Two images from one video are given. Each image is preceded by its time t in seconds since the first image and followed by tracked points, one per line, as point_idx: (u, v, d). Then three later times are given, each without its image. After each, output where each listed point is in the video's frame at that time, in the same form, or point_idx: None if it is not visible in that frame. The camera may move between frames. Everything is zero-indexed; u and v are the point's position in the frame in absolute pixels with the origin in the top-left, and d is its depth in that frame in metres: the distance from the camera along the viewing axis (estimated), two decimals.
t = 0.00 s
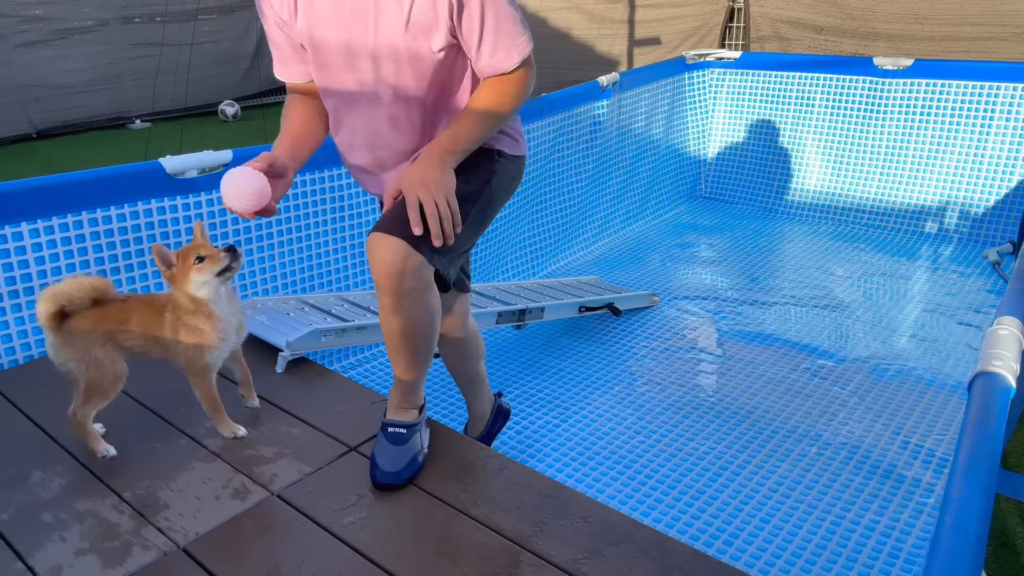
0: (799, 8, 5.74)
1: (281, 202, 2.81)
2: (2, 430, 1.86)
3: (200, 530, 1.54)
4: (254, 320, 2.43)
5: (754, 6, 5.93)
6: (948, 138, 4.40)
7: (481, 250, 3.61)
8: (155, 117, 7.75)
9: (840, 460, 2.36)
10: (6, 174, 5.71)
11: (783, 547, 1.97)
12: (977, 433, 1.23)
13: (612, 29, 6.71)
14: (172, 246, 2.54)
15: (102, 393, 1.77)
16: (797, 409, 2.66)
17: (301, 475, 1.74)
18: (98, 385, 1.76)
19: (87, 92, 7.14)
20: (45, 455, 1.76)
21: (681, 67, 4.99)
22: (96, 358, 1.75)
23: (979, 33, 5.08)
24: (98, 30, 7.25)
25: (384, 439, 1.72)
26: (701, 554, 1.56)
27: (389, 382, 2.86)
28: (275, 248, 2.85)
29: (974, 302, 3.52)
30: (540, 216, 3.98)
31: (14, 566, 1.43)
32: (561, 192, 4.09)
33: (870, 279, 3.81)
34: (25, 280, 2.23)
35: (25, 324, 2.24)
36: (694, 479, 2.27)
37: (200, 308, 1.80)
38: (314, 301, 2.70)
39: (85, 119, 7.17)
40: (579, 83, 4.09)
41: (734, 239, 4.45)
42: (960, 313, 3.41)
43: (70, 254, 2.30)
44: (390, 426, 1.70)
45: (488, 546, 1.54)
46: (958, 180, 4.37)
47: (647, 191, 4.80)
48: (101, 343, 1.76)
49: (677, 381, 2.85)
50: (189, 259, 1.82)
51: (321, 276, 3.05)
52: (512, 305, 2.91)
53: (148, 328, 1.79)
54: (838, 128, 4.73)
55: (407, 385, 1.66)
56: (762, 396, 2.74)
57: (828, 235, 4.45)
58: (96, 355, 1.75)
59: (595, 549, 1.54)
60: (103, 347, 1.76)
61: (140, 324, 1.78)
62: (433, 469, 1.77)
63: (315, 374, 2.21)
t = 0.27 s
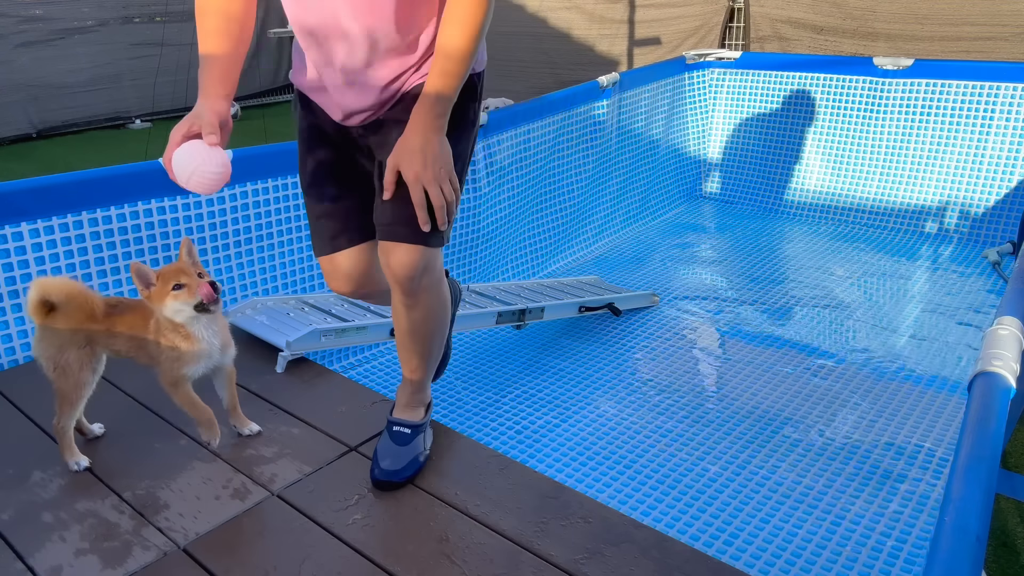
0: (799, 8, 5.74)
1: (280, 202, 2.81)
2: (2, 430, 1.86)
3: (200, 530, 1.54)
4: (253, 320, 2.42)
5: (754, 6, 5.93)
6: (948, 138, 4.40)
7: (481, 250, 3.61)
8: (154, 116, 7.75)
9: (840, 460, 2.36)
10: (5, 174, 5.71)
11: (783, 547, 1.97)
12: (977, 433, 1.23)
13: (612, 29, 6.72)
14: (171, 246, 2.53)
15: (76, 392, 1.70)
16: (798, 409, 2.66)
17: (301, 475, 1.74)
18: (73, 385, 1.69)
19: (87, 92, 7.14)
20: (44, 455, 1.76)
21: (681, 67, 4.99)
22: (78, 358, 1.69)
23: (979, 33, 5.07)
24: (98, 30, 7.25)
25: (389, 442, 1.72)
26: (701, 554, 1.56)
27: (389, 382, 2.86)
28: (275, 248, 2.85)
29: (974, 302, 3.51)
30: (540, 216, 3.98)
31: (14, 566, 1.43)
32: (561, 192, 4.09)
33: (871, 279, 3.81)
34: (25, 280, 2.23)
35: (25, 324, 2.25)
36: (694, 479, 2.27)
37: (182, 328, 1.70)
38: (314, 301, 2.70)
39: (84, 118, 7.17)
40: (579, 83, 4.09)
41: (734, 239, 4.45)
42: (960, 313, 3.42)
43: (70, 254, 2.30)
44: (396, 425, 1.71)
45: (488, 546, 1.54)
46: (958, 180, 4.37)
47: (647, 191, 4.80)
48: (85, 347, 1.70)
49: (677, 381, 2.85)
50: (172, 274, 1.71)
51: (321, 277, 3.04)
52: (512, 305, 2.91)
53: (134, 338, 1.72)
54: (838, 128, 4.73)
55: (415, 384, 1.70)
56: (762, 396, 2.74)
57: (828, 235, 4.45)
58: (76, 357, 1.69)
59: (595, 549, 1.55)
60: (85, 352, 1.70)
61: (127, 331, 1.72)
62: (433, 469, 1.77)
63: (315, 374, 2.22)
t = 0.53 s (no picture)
0: (799, 8, 5.74)
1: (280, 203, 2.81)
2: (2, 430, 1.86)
3: (200, 529, 1.54)
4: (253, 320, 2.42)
5: (754, 6, 5.93)
6: (948, 138, 4.40)
7: (481, 250, 3.61)
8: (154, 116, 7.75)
9: (840, 460, 2.36)
10: (5, 174, 5.71)
11: (783, 547, 1.97)
12: (977, 433, 1.23)
13: (612, 29, 6.73)
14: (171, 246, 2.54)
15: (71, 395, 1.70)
16: (798, 409, 2.65)
17: (301, 475, 1.74)
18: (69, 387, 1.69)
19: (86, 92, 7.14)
20: (44, 455, 1.76)
21: (681, 67, 4.99)
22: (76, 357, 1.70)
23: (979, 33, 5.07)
24: (98, 30, 7.25)
25: (389, 443, 1.70)
26: (701, 555, 1.56)
27: (389, 382, 2.86)
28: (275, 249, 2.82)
29: (974, 302, 3.51)
30: (540, 216, 3.98)
31: (13, 566, 1.43)
32: (561, 192, 4.09)
33: (871, 279, 3.81)
34: (25, 280, 2.23)
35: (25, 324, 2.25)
36: (693, 479, 2.27)
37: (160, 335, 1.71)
38: (314, 301, 2.70)
39: (84, 118, 7.17)
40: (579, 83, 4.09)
41: (734, 239, 4.45)
42: (960, 313, 3.41)
43: (70, 254, 2.30)
44: (397, 425, 1.69)
45: (488, 546, 1.54)
46: (958, 180, 4.37)
47: (648, 191, 4.80)
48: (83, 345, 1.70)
49: (678, 381, 2.85)
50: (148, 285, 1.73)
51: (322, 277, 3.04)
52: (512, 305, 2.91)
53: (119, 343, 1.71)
54: (838, 128, 4.73)
55: (415, 383, 1.69)
56: (762, 396, 2.74)
57: (828, 235, 4.45)
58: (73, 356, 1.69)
59: (595, 549, 1.55)
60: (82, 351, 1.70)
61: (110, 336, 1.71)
62: (433, 470, 1.77)
63: (315, 374, 2.22)
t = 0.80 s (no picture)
0: (799, 8, 5.75)
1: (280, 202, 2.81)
2: (3, 430, 1.86)
3: (200, 529, 1.54)
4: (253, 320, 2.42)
5: (754, 6, 5.93)
6: (948, 138, 4.40)
7: (481, 250, 3.62)
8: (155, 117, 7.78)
9: (839, 460, 2.36)
10: (6, 174, 5.73)
11: (783, 547, 1.97)
12: (977, 433, 1.23)
13: (612, 29, 6.75)
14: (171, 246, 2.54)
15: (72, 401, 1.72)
16: (798, 409, 2.66)
17: (301, 475, 1.74)
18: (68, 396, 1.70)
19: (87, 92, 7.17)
20: (44, 455, 1.76)
21: (681, 67, 4.99)
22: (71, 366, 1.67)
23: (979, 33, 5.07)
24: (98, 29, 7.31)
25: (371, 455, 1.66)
26: (701, 555, 1.56)
27: (389, 382, 2.86)
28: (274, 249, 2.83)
29: (975, 302, 3.52)
30: (540, 216, 3.98)
31: (14, 566, 1.43)
32: (561, 192, 4.09)
33: (871, 279, 3.81)
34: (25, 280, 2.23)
35: (25, 324, 2.25)
36: (693, 479, 2.27)
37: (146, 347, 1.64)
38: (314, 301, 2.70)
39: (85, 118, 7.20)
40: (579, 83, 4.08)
41: (734, 239, 4.45)
42: (960, 313, 3.42)
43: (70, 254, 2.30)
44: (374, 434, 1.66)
45: (488, 546, 1.54)
46: (958, 180, 4.37)
47: (647, 191, 4.79)
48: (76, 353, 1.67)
49: (678, 381, 2.85)
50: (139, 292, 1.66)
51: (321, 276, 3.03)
52: (512, 305, 2.90)
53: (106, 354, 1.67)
54: (839, 128, 4.73)
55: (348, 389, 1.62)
56: (762, 396, 2.75)
57: (828, 235, 4.45)
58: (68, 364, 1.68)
59: (595, 549, 1.55)
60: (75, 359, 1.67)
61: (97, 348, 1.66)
62: (432, 471, 1.77)
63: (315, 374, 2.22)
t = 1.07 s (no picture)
0: (799, 8, 5.74)
1: (280, 202, 2.82)
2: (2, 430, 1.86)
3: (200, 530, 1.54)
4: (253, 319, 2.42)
5: (754, 6, 5.93)
6: (948, 138, 4.40)
7: (481, 250, 3.62)
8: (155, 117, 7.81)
9: (840, 460, 2.36)
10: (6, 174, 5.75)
11: (783, 547, 1.97)
12: (977, 433, 1.23)
13: (611, 28, 6.76)
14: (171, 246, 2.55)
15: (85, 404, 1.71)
16: (798, 409, 2.66)
17: (301, 476, 1.74)
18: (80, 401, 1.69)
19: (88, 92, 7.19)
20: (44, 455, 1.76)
21: (681, 67, 4.99)
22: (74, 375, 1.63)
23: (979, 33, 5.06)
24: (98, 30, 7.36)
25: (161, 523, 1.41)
26: (701, 554, 1.56)
27: (389, 382, 2.86)
28: (275, 249, 2.86)
29: (974, 302, 3.52)
30: (540, 216, 3.98)
31: (13, 567, 1.43)
32: (561, 192, 4.09)
33: (871, 279, 3.81)
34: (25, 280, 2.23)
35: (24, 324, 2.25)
36: (693, 479, 2.27)
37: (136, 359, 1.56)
38: (314, 301, 2.70)
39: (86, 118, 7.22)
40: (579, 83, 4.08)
41: (734, 239, 4.45)
42: (959, 313, 3.42)
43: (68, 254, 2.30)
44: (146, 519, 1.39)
45: (488, 546, 1.54)
46: (958, 180, 4.37)
47: (647, 191, 4.80)
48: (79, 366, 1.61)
49: (678, 381, 2.85)
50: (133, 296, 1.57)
51: (321, 276, 3.03)
52: (512, 305, 2.90)
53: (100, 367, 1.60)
54: (839, 128, 4.73)
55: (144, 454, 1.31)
56: (762, 395, 2.75)
57: (828, 235, 4.45)
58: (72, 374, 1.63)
59: (596, 550, 1.54)
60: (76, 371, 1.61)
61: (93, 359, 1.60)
62: (432, 471, 1.77)
63: (315, 374, 2.22)
